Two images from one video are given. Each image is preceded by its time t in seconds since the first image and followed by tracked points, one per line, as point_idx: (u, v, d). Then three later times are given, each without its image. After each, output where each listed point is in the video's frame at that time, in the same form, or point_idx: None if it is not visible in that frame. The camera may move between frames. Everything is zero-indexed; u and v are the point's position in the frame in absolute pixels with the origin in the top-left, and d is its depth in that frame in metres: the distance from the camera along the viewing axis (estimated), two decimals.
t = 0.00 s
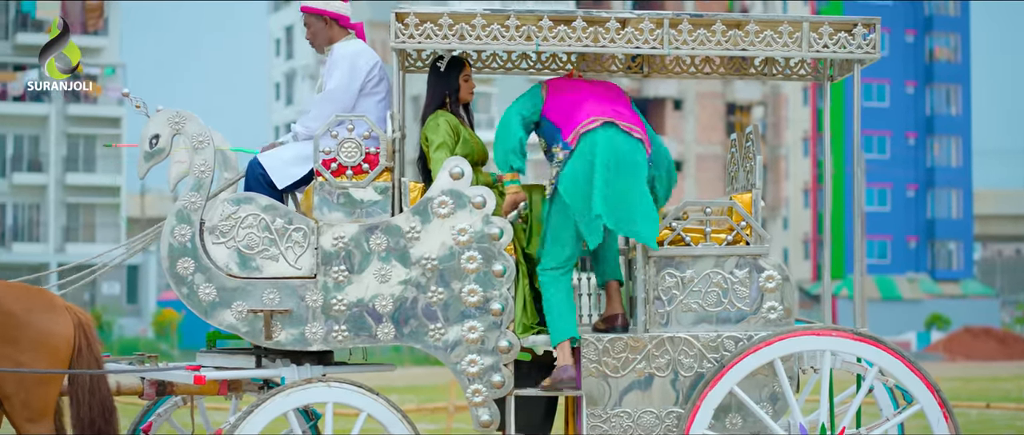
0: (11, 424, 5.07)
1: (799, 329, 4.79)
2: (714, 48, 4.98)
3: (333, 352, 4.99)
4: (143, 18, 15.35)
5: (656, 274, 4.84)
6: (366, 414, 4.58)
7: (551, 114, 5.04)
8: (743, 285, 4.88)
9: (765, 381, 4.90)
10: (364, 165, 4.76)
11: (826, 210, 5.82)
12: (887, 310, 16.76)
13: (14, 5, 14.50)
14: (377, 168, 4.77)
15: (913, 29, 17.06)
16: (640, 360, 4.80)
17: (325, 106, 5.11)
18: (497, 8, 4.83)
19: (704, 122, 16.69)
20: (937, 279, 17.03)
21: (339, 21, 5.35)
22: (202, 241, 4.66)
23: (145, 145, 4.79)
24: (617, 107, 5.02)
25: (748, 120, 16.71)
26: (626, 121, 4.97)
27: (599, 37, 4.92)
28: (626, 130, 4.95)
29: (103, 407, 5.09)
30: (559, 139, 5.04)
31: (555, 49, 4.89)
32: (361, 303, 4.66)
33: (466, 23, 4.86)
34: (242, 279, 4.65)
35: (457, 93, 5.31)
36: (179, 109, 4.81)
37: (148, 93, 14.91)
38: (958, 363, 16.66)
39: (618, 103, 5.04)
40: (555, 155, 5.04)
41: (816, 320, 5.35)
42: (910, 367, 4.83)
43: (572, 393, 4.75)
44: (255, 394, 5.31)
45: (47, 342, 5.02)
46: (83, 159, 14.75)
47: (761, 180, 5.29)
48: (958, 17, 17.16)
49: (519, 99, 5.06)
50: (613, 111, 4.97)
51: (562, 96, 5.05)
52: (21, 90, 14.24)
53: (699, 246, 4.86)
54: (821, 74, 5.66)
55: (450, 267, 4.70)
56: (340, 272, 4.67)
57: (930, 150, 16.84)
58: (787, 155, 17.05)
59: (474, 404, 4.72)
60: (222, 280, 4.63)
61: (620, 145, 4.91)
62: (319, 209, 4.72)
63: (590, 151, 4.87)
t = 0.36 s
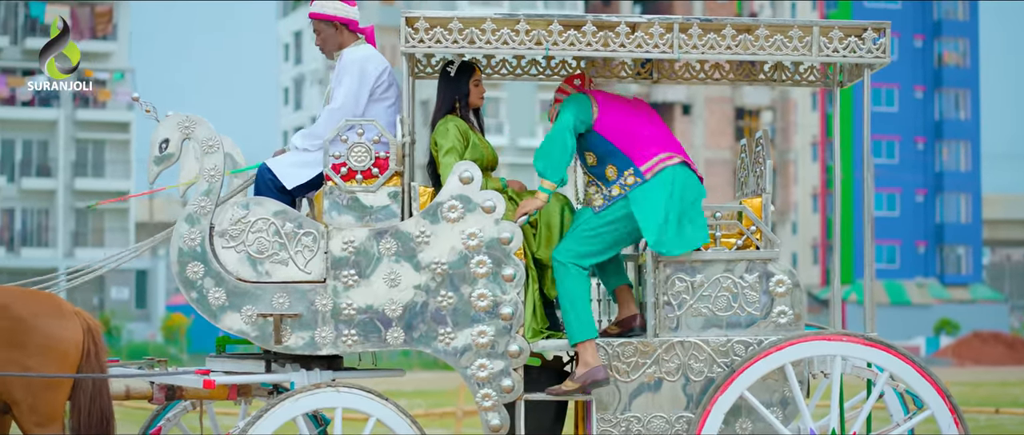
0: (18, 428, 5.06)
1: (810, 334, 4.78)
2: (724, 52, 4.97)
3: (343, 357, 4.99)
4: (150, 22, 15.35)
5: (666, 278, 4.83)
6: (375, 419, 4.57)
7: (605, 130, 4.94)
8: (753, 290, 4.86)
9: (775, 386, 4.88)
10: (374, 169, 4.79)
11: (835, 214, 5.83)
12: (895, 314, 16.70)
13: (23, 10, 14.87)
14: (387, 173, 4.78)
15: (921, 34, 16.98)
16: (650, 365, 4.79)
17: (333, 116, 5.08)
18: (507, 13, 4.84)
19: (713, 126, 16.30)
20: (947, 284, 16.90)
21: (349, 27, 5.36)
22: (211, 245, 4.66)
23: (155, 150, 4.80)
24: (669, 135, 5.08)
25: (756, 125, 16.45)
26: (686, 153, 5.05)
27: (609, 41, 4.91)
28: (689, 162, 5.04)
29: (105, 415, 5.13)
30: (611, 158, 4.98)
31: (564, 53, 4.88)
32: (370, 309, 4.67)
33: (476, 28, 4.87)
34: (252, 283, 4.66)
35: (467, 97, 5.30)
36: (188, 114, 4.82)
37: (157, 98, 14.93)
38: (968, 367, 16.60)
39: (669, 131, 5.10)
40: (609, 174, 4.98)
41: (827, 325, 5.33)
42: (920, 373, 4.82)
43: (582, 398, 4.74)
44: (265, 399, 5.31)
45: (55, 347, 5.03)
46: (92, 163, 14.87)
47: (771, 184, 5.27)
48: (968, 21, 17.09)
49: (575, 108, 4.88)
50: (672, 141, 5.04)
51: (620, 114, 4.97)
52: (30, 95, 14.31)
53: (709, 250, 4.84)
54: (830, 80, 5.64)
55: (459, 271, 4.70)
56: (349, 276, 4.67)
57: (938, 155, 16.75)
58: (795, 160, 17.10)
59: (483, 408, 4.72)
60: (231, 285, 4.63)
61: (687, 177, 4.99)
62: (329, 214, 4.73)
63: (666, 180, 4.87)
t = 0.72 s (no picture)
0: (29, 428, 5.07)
1: (820, 334, 4.77)
2: (735, 51, 4.96)
3: (353, 356, 4.99)
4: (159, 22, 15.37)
5: (676, 278, 4.82)
6: (384, 418, 4.57)
7: (673, 146, 5.10)
8: (764, 290, 4.85)
9: (785, 387, 4.87)
10: (384, 168, 4.78)
11: (846, 214, 5.82)
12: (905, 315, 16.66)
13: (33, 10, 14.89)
14: (397, 172, 4.77)
15: (932, 34, 16.89)
16: (660, 365, 4.78)
17: (339, 115, 5.08)
18: (517, 12, 4.83)
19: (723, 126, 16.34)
20: (957, 284, 16.85)
21: (360, 26, 5.36)
22: (221, 244, 4.67)
23: (165, 149, 4.80)
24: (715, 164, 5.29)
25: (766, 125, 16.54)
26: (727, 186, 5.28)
27: (619, 40, 4.90)
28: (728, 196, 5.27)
29: (115, 414, 5.14)
30: (664, 177, 5.08)
31: (575, 52, 4.87)
32: (380, 308, 4.67)
33: (486, 27, 4.87)
34: (261, 282, 4.66)
35: (480, 96, 5.32)
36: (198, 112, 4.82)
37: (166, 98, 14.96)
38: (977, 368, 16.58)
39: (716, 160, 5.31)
40: (657, 191, 5.08)
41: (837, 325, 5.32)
42: (931, 373, 4.80)
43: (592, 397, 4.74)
44: (274, 398, 5.32)
45: (67, 346, 5.04)
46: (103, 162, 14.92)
47: (782, 184, 5.23)
48: (979, 21, 16.99)
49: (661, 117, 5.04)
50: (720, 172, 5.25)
51: (693, 140, 5.15)
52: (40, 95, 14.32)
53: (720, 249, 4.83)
54: (841, 80, 5.63)
55: (469, 271, 4.70)
56: (359, 275, 4.67)
57: (949, 155, 16.71)
58: (806, 160, 17.02)
59: (493, 408, 4.72)
60: (241, 284, 4.64)
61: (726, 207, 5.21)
62: (339, 213, 4.73)
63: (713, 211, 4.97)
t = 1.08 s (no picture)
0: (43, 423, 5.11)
1: (833, 331, 4.75)
2: (748, 47, 4.93)
3: (365, 352, 5.00)
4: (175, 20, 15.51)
5: (689, 275, 4.81)
6: (397, 414, 4.58)
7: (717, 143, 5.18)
8: (777, 286, 4.83)
9: (798, 384, 4.85)
10: (397, 164, 4.78)
11: (860, 212, 5.79)
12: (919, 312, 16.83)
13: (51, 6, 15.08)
14: (409, 168, 4.78)
15: (947, 31, 16.68)
16: (672, 361, 4.77)
17: (353, 113, 5.10)
18: (530, 8, 4.82)
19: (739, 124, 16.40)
20: (971, 282, 16.77)
21: (373, 22, 5.35)
22: (234, 240, 4.69)
23: (178, 144, 4.80)
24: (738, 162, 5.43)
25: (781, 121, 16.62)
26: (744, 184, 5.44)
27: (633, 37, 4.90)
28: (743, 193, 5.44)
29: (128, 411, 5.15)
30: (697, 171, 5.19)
31: (588, 49, 4.88)
32: (393, 304, 4.67)
33: (499, 23, 4.86)
34: (274, 278, 4.67)
35: (489, 94, 5.31)
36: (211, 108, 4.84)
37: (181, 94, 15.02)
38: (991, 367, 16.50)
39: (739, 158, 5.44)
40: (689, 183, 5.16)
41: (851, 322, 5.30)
42: (944, 370, 4.78)
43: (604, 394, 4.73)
44: (287, 394, 5.33)
45: (80, 341, 5.07)
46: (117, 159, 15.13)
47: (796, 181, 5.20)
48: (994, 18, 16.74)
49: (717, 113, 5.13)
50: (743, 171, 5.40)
51: (736, 141, 5.24)
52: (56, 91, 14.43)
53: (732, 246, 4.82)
54: (855, 76, 5.60)
55: (481, 266, 4.70)
56: (372, 271, 4.68)
57: (964, 153, 16.62)
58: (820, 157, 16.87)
59: (506, 404, 4.72)
60: (254, 279, 4.65)
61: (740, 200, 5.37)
62: (351, 209, 4.74)
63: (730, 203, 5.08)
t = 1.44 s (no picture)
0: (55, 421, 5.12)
1: (848, 332, 4.74)
2: (764, 48, 4.91)
3: (379, 351, 5.01)
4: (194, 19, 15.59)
5: (703, 275, 4.80)
6: (411, 413, 4.59)
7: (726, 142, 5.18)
8: (791, 287, 4.82)
9: (813, 384, 4.83)
10: (411, 164, 4.79)
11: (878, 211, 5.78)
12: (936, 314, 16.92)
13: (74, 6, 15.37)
14: (424, 167, 4.78)
15: (966, 31, 16.60)
16: (686, 361, 4.76)
17: (352, 109, 5.09)
18: (545, 8, 4.82)
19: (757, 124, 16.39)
20: (992, 282, 16.93)
21: (387, 21, 5.39)
22: (249, 239, 4.71)
23: (193, 142, 4.83)
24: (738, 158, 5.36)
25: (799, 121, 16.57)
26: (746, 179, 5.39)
27: (648, 37, 4.90)
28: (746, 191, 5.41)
29: (143, 410, 5.26)
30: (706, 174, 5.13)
31: (603, 49, 4.87)
32: (407, 303, 4.69)
33: (514, 22, 4.86)
34: (289, 276, 4.69)
35: (504, 96, 5.32)
36: (226, 106, 4.86)
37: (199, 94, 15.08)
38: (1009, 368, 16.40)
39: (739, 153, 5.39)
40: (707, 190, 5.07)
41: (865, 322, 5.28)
42: (958, 371, 4.77)
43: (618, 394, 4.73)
44: (301, 392, 5.35)
45: (94, 340, 5.09)
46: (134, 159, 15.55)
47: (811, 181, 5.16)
48: (1013, 19, 16.70)
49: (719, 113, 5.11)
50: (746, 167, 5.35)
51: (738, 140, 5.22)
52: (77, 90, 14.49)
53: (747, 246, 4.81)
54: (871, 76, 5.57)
55: (496, 266, 4.71)
56: (386, 270, 4.69)
57: (983, 153, 16.57)
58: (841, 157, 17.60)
59: (520, 404, 4.72)
60: (269, 278, 4.67)
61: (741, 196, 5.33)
62: (366, 208, 4.75)
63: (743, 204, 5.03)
